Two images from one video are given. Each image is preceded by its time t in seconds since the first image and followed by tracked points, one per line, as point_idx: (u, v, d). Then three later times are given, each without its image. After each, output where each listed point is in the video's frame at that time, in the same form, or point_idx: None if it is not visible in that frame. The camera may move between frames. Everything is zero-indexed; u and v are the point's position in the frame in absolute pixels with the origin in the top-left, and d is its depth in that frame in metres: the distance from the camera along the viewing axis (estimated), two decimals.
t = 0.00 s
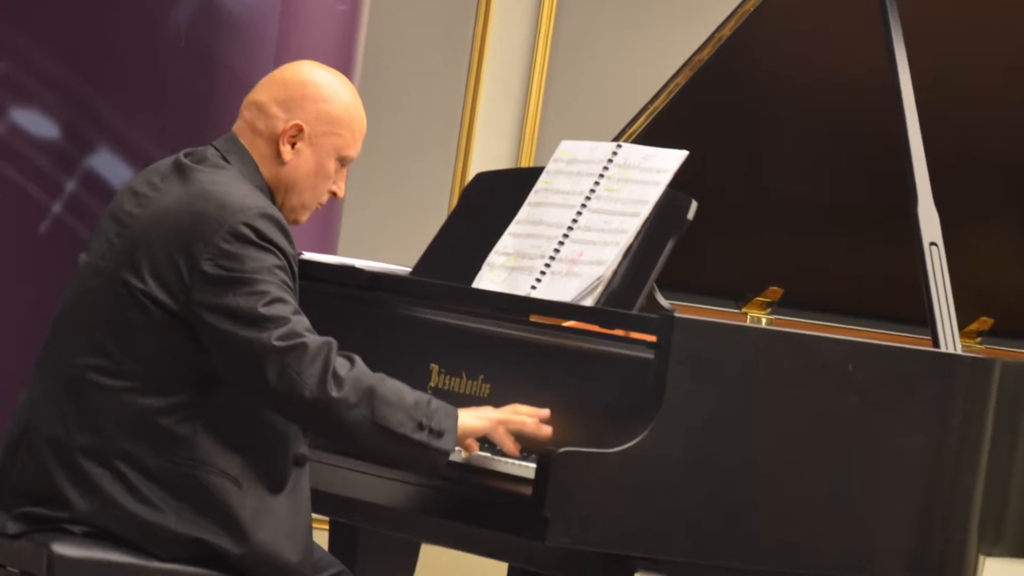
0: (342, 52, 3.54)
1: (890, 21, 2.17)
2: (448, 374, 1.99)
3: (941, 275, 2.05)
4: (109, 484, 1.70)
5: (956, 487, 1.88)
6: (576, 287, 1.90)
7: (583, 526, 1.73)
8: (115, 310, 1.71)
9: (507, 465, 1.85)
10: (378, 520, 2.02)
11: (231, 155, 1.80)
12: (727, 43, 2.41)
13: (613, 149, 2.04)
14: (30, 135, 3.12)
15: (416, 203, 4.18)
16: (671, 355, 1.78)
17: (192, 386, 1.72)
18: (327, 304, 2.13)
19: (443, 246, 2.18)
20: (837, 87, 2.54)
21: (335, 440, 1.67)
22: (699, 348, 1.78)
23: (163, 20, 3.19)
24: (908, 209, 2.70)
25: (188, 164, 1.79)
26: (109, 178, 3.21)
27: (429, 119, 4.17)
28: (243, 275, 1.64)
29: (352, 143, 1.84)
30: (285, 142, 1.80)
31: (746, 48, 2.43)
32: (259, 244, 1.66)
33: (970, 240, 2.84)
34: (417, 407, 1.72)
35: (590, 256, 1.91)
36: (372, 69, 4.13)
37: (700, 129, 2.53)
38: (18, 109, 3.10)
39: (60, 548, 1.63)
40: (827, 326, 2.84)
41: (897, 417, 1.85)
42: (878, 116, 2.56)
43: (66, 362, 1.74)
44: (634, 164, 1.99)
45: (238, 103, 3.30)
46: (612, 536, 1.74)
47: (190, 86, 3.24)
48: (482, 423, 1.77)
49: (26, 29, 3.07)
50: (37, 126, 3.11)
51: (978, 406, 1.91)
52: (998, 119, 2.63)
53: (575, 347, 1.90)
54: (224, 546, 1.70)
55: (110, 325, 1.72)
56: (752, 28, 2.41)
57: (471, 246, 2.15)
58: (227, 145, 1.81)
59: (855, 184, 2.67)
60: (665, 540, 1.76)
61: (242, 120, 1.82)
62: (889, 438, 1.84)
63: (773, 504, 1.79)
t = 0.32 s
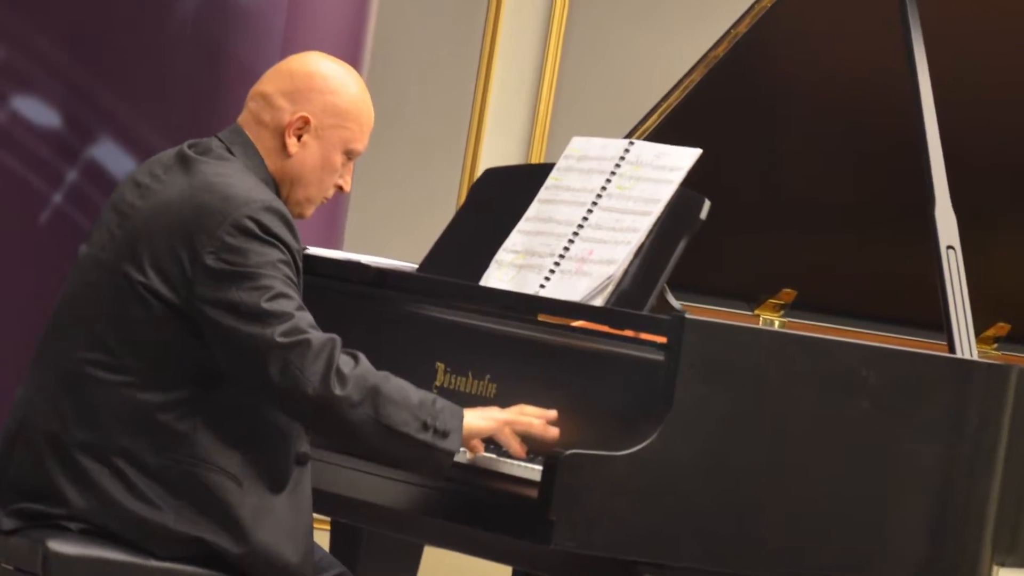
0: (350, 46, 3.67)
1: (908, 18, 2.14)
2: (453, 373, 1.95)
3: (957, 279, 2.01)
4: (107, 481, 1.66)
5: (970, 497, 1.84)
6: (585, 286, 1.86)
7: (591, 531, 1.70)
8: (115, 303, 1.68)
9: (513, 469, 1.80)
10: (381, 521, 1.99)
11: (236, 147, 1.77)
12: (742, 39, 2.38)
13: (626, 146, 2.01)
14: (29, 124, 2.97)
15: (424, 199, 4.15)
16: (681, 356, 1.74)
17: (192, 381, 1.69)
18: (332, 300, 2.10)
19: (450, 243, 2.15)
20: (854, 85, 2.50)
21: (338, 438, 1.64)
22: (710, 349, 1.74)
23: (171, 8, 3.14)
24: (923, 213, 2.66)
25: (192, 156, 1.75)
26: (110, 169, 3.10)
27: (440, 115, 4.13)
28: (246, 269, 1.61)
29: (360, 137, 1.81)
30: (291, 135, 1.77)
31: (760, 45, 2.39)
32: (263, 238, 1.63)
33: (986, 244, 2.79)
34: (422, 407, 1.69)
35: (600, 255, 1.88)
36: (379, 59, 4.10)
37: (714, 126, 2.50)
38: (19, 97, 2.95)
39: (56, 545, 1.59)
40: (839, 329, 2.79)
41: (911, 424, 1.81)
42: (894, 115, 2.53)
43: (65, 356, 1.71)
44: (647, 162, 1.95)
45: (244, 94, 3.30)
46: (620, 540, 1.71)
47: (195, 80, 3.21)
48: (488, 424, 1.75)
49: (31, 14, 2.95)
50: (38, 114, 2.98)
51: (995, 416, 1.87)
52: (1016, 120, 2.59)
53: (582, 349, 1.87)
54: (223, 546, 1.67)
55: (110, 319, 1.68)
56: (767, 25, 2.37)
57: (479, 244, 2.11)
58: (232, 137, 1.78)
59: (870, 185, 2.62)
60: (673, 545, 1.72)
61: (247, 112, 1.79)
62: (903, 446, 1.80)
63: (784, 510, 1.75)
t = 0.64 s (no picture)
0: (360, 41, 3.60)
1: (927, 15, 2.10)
2: (459, 372, 1.92)
3: (974, 284, 1.97)
4: (104, 477, 1.63)
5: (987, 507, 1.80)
6: (595, 285, 1.82)
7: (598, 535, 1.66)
8: (116, 296, 1.65)
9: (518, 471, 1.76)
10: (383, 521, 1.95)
11: (241, 139, 1.74)
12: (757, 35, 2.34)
13: (638, 143, 1.97)
14: (32, 113, 2.99)
15: (432, 196, 4.12)
16: (691, 357, 1.71)
17: (193, 377, 1.66)
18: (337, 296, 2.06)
19: (457, 240, 2.11)
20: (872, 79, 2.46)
21: (340, 437, 1.61)
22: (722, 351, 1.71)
23: None
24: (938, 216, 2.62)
25: (196, 147, 1.72)
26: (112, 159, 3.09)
27: (448, 110, 4.11)
28: (248, 263, 1.57)
29: (367, 130, 1.77)
30: (297, 127, 1.74)
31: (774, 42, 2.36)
32: (267, 231, 1.59)
33: (1002, 249, 2.75)
34: (427, 406, 1.65)
35: (611, 254, 1.84)
36: (388, 53, 4.09)
37: (727, 123, 2.46)
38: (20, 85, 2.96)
39: (51, 541, 1.56)
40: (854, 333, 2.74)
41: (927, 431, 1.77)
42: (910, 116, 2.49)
43: (64, 349, 1.68)
44: (659, 160, 1.92)
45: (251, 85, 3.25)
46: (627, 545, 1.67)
47: (197, 70, 3.17)
48: (494, 424, 1.71)
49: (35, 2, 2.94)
50: (39, 103, 2.98)
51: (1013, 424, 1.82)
52: None
53: (591, 350, 1.83)
54: (222, 545, 1.64)
55: (110, 312, 1.65)
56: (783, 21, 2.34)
57: (486, 241, 2.08)
58: (236, 129, 1.74)
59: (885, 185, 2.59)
60: (680, 552, 1.69)
61: (253, 103, 1.75)
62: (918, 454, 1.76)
63: (795, 517, 1.71)
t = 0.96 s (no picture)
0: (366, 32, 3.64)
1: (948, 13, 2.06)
2: (466, 371, 1.88)
3: (991, 288, 1.93)
4: (102, 473, 1.60)
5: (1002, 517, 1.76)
6: (605, 285, 1.79)
7: (605, 540, 1.63)
8: (115, 288, 1.62)
9: (524, 471, 1.73)
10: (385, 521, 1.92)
11: (246, 130, 1.71)
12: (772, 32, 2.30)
13: (649, 142, 1.94)
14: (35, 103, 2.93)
15: (441, 192, 4.09)
16: (702, 359, 1.67)
17: (194, 372, 1.63)
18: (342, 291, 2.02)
19: (464, 237, 2.07)
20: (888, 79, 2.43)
21: (343, 435, 1.58)
22: (734, 352, 1.67)
23: None
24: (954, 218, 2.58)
25: (200, 138, 1.69)
26: (115, 150, 3.06)
27: (457, 105, 4.08)
28: (251, 257, 1.54)
29: (374, 123, 1.74)
30: (303, 119, 1.70)
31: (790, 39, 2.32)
32: (271, 225, 1.56)
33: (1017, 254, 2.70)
34: (431, 405, 1.62)
35: (621, 253, 1.80)
36: (396, 43, 4.05)
37: (740, 121, 2.43)
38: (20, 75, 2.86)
39: (47, 538, 1.54)
40: (863, 335, 2.71)
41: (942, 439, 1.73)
42: (927, 117, 2.45)
43: (63, 342, 1.65)
44: (672, 158, 1.89)
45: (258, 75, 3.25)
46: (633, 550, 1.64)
47: (201, 56, 3.15)
48: (499, 425, 1.69)
49: None
50: (42, 92, 2.93)
51: None
52: None
53: (600, 351, 1.79)
54: (222, 545, 1.61)
55: (110, 305, 1.62)
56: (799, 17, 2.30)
57: (493, 238, 2.04)
58: (241, 121, 1.71)
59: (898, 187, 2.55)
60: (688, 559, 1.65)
61: (258, 95, 1.72)
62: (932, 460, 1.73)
63: (805, 523, 1.68)
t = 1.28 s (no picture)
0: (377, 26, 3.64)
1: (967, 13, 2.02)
2: (471, 370, 1.85)
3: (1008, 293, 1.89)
4: (100, 469, 1.58)
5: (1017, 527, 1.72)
6: (614, 284, 1.76)
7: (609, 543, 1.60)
8: (115, 281, 1.59)
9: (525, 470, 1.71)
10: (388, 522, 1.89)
11: (251, 122, 1.68)
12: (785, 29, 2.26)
13: (662, 139, 1.90)
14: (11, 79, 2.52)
15: (449, 188, 4.06)
16: (711, 360, 1.64)
17: (195, 368, 1.60)
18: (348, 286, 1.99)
19: (471, 233, 2.04)
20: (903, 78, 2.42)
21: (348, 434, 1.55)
22: (744, 355, 1.64)
23: None
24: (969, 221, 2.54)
25: (204, 129, 1.66)
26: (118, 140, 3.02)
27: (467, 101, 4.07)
28: (255, 251, 1.51)
29: (382, 116, 1.71)
30: (309, 112, 1.67)
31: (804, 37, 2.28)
32: (275, 218, 1.53)
33: None
34: (436, 404, 1.59)
35: (631, 251, 1.77)
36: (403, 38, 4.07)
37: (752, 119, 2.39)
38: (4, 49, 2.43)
39: (43, 534, 1.50)
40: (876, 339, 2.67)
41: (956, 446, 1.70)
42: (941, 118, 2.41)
43: (61, 335, 1.62)
44: (685, 156, 1.85)
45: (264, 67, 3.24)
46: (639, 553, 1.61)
47: (204, 49, 3.12)
48: (505, 426, 1.66)
49: None
50: (45, 80, 2.89)
51: None
52: None
53: (609, 351, 1.76)
54: (222, 543, 1.58)
55: (109, 299, 1.59)
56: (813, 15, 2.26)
57: (501, 235, 2.01)
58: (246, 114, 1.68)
59: (913, 188, 2.52)
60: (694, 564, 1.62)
61: (264, 86, 1.69)
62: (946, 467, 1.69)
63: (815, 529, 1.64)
